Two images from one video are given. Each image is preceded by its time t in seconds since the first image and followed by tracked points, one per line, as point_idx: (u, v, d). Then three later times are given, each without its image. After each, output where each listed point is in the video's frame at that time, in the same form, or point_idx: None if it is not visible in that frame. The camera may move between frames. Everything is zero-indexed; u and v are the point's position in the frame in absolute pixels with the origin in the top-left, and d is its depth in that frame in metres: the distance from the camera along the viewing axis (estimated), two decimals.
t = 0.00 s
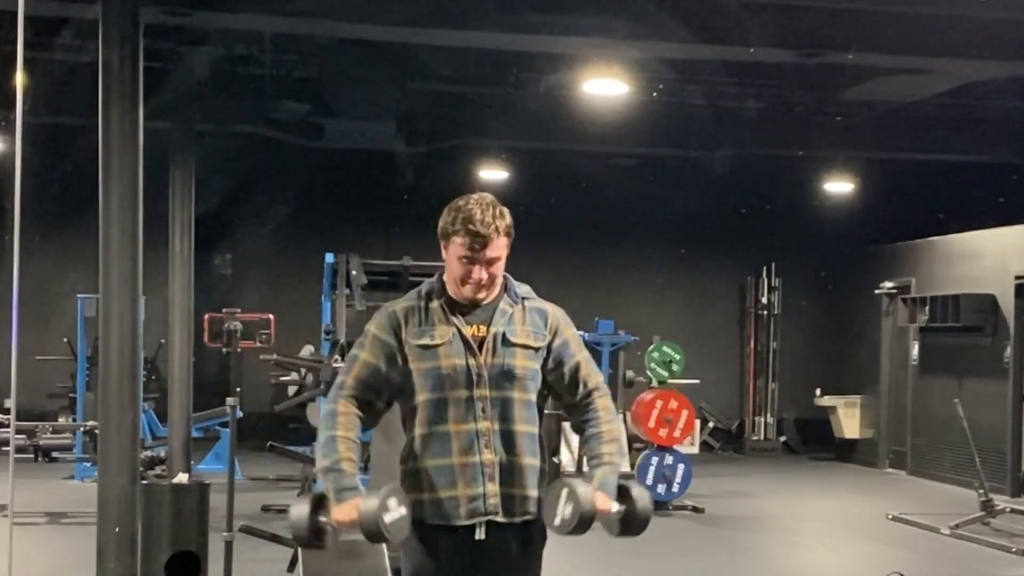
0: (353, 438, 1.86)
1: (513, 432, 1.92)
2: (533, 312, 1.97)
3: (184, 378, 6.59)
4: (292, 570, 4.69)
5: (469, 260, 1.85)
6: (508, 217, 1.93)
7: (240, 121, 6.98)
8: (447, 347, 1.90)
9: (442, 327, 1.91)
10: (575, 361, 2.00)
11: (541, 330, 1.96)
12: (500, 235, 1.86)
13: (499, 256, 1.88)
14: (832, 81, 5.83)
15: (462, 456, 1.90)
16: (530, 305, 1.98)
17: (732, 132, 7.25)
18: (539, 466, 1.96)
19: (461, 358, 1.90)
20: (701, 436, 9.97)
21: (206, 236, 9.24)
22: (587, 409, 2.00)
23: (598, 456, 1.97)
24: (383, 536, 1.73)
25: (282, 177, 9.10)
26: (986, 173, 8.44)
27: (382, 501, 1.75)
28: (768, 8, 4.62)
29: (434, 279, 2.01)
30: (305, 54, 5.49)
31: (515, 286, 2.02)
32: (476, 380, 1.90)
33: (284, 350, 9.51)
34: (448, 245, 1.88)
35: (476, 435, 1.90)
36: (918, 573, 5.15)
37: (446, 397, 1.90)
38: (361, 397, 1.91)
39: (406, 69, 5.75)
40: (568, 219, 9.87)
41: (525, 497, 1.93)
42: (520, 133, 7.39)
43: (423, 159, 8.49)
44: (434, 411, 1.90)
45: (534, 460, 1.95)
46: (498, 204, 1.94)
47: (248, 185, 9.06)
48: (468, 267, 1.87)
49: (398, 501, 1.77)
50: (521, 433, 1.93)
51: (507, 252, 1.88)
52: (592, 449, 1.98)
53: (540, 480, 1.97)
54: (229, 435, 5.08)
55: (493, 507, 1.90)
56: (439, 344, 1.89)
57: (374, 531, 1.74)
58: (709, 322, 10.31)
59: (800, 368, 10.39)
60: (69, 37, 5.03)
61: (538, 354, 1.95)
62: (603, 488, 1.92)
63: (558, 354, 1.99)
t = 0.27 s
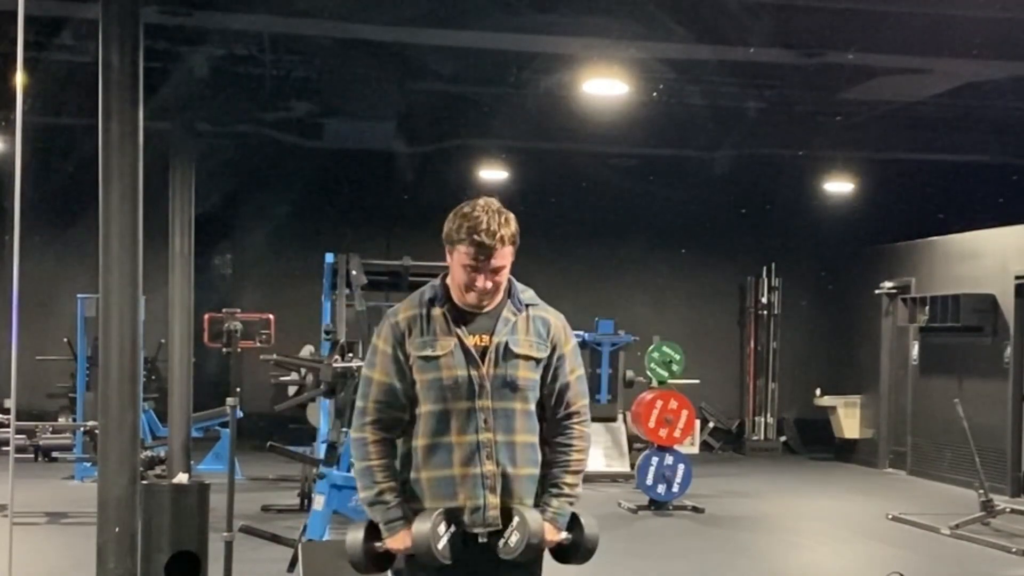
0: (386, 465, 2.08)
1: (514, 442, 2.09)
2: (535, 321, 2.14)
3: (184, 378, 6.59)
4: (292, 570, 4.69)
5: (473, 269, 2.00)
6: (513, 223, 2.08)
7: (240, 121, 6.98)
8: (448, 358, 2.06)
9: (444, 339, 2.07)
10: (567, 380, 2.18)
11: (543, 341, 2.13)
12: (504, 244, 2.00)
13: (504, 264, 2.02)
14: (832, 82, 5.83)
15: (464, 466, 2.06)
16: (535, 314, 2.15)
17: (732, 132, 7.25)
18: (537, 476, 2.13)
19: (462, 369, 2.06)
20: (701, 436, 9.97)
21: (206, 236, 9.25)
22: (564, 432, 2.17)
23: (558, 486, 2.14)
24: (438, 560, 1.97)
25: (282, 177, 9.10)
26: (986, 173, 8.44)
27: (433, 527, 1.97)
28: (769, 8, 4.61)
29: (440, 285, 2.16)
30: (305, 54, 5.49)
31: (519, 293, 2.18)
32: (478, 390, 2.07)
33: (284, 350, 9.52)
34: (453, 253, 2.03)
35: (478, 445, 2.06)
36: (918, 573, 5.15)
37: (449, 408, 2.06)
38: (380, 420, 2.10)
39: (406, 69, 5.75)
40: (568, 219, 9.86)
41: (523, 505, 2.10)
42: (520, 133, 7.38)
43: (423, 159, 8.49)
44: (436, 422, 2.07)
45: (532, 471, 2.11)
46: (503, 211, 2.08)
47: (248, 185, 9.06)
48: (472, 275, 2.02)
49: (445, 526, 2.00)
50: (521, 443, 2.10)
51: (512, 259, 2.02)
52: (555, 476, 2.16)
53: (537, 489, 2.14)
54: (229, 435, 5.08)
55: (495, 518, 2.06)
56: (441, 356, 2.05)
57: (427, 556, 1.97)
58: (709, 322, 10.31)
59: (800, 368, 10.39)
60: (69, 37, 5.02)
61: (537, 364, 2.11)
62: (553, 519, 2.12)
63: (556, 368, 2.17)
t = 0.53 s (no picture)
0: (393, 465, 2.09)
1: (516, 441, 2.09)
2: (536, 319, 2.14)
3: (184, 378, 6.59)
4: (292, 570, 4.69)
5: (474, 266, 2.00)
6: (515, 221, 2.08)
7: (240, 121, 6.98)
8: (451, 356, 2.07)
9: (446, 337, 2.08)
10: (569, 378, 2.17)
11: (543, 339, 2.13)
12: (506, 241, 2.01)
13: (506, 260, 2.02)
14: (832, 82, 5.83)
15: (467, 466, 2.06)
16: (536, 311, 2.15)
17: (732, 132, 7.25)
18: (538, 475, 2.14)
19: (465, 366, 2.07)
20: (701, 436, 9.97)
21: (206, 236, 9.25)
22: (562, 432, 2.17)
23: (553, 484, 2.14)
24: (449, 558, 2.00)
25: (282, 177, 9.10)
26: (986, 173, 8.44)
27: (445, 525, 2.00)
28: (769, 8, 4.61)
29: (441, 283, 2.16)
30: (305, 54, 5.48)
31: (520, 291, 2.18)
32: (481, 388, 2.07)
33: (284, 350, 9.52)
34: (454, 251, 2.03)
35: (480, 444, 2.06)
36: (919, 573, 5.15)
37: (451, 407, 2.06)
38: (385, 420, 2.10)
39: (406, 69, 5.75)
40: (568, 219, 9.86)
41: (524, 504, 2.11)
42: (520, 133, 7.38)
43: (423, 160, 8.50)
44: (438, 420, 2.07)
45: (534, 469, 2.12)
46: (505, 208, 2.09)
47: (248, 185, 9.06)
48: (473, 273, 2.02)
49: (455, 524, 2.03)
50: (523, 442, 2.10)
51: (513, 256, 2.03)
52: (551, 473, 2.16)
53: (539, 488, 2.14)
54: (229, 435, 5.08)
55: (497, 517, 2.06)
56: (444, 353, 2.06)
57: (440, 554, 2.00)
58: (709, 322, 10.32)
59: (800, 368, 10.39)
60: (69, 37, 5.02)
61: (538, 362, 2.12)
62: (545, 517, 2.11)
63: (557, 366, 2.16)
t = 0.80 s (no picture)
0: (395, 466, 2.08)
1: (517, 440, 2.10)
2: (538, 319, 2.14)
3: (184, 378, 6.59)
4: (292, 570, 4.69)
5: (475, 263, 2.00)
6: (515, 219, 2.08)
7: (240, 121, 6.98)
8: (453, 354, 2.07)
9: (448, 336, 2.08)
10: (570, 378, 2.17)
11: (545, 339, 2.13)
12: (507, 238, 2.01)
13: (507, 258, 2.03)
14: (831, 82, 5.83)
15: (467, 465, 2.06)
16: (537, 310, 2.15)
17: (732, 132, 7.25)
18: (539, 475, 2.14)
19: (467, 365, 2.07)
20: (701, 436, 9.97)
21: (206, 236, 9.25)
22: (563, 432, 2.17)
23: (553, 485, 2.15)
24: (449, 561, 2.00)
25: (282, 177, 9.10)
26: (986, 173, 8.44)
27: (446, 530, 1.99)
28: (768, 8, 4.61)
29: (442, 282, 2.16)
30: (305, 54, 5.49)
31: (521, 290, 2.18)
32: (482, 388, 2.08)
33: (285, 350, 9.52)
34: (456, 249, 2.03)
35: (481, 444, 2.07)
36: (918, 573, 5.15)
37: (452, 406, 2.07)
38: (387, 420, 2.09)
39: (406, 69, 5.75)
40: (568, 219, 9.87)
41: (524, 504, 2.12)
42: (520, 133, 7.39)
43: (423, 160, 8.50)
44: (439, 419, 2.07)
45: (534, 469, 2.13)
46: (505, 207, 2.09)
47: (248, 185, 9.06)
48: (475, 271, 2.02)
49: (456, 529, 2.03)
50: (524, 442, 2.10)
51: (515, 254, 2.03)
52: (551, 473, 2.16)
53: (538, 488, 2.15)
54: (229, 435, 5.08)
55: (497, 515, 2.07)
56: (446, 352, 2.06)
57: (439, 558, 2.00)
58: (709, 322, 10.31)
59: (800, 368, 10.39)
60: (69, 37, 5.02)
61: (539, 362, 2.12)
62: (544, 519, 2.11)
63: (557, 366, 2.16)
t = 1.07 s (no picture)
0: (399, 470, 2.08)
1: (518, 443, 2.10)
2: (540, 322, 2.14)
3: (184, 378, 6.59)
4: (292, 570, 4.69)
5: (477, 264, 2.01)
6: (518, 221, 2.09)
7: (240, 121, 6.98)
8: (455, 358, 2.06)
9: (450, 339, 2.08)
10: (571, 381, 2.16)
11: (547, 342, 2.13)
12: (510, 239, 2.02)
13: (509, 259, 2.03)
14: (832, 82, 5.83)
15: (468, 467, 2.07)
16: (540, 313, 2.15)
17: (732, 132, 7.24)
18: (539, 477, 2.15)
19: (469, 369, 2.07)
20: (701, 436, 9.97)
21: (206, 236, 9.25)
22: (562, 436, 2.17)
23: (551, 489, 2.14)
24: (453, 566, 2.01)
25: (282, 177, 9.10)
26: (986, 173, 8.44)
27: (450, 533, 2.01)
28: (768, 8, 4.61)
29: (443, 283, 2.17)
30: (305, 54, 5.49)
31: (524, 292, 2.18)
32: (484, 391, 2.08)
33: (284, 350, 9.52)
34: (458, 249, 2.03)
35: (482, 447, 2.07)
36: (918, 573, 5.15)
37: (453, 408, 2.07)
38: (390, 424, 2.09)
39: (406, 69, 5.75)
40: (568, 219, 9.86)
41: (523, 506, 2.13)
42: (520, 133, 7.38)
43: (423, 160, 8.49)
44: (440, 423, 2.08)
45: (535, 472, 2.13)
46: (508, 208, 2.10)
47: (249, 185, 9.06)
48: (477, 270, 2.02)
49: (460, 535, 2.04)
50: (524, 445, 2.11)
51: (517, 255, 2.04)
52: (549, 477, 2.16)
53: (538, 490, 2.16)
54: (229, 435, 5.08)
55: (496, 518, 2.07)
56: (448, 356, 2.06)
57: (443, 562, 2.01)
58: (709, 322, 10.31)
59: (800, 368, 10.39)
60: (69, 37, 5.02)
61: (542, 365, 2.11)
62: (541, 523, 2.10)
63: (560, 369, 2.16)
